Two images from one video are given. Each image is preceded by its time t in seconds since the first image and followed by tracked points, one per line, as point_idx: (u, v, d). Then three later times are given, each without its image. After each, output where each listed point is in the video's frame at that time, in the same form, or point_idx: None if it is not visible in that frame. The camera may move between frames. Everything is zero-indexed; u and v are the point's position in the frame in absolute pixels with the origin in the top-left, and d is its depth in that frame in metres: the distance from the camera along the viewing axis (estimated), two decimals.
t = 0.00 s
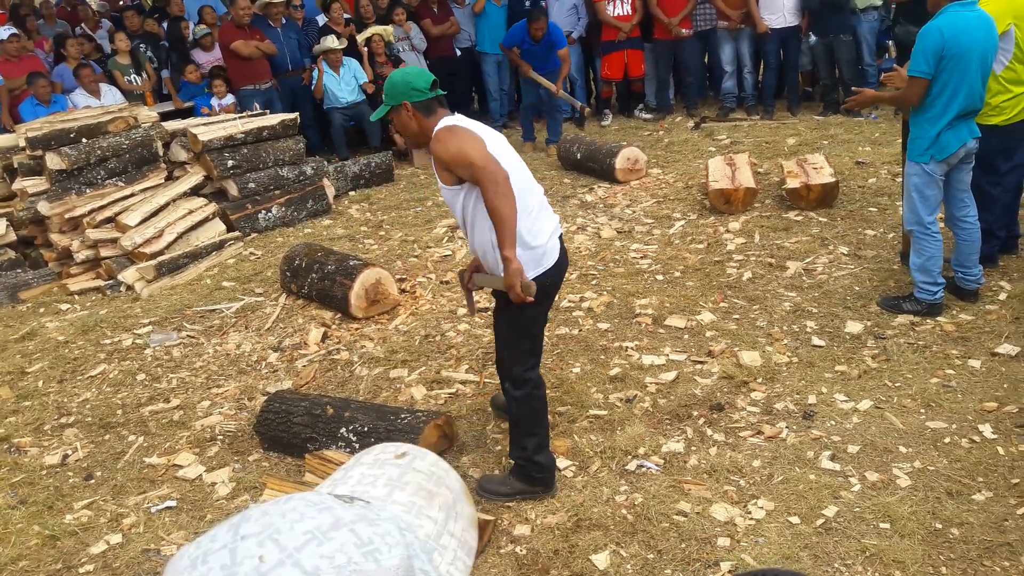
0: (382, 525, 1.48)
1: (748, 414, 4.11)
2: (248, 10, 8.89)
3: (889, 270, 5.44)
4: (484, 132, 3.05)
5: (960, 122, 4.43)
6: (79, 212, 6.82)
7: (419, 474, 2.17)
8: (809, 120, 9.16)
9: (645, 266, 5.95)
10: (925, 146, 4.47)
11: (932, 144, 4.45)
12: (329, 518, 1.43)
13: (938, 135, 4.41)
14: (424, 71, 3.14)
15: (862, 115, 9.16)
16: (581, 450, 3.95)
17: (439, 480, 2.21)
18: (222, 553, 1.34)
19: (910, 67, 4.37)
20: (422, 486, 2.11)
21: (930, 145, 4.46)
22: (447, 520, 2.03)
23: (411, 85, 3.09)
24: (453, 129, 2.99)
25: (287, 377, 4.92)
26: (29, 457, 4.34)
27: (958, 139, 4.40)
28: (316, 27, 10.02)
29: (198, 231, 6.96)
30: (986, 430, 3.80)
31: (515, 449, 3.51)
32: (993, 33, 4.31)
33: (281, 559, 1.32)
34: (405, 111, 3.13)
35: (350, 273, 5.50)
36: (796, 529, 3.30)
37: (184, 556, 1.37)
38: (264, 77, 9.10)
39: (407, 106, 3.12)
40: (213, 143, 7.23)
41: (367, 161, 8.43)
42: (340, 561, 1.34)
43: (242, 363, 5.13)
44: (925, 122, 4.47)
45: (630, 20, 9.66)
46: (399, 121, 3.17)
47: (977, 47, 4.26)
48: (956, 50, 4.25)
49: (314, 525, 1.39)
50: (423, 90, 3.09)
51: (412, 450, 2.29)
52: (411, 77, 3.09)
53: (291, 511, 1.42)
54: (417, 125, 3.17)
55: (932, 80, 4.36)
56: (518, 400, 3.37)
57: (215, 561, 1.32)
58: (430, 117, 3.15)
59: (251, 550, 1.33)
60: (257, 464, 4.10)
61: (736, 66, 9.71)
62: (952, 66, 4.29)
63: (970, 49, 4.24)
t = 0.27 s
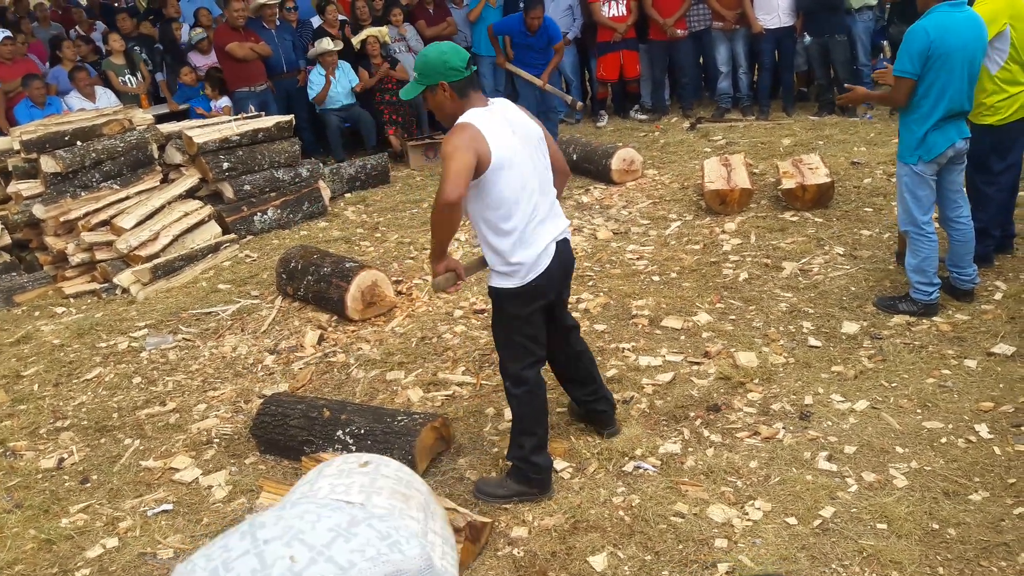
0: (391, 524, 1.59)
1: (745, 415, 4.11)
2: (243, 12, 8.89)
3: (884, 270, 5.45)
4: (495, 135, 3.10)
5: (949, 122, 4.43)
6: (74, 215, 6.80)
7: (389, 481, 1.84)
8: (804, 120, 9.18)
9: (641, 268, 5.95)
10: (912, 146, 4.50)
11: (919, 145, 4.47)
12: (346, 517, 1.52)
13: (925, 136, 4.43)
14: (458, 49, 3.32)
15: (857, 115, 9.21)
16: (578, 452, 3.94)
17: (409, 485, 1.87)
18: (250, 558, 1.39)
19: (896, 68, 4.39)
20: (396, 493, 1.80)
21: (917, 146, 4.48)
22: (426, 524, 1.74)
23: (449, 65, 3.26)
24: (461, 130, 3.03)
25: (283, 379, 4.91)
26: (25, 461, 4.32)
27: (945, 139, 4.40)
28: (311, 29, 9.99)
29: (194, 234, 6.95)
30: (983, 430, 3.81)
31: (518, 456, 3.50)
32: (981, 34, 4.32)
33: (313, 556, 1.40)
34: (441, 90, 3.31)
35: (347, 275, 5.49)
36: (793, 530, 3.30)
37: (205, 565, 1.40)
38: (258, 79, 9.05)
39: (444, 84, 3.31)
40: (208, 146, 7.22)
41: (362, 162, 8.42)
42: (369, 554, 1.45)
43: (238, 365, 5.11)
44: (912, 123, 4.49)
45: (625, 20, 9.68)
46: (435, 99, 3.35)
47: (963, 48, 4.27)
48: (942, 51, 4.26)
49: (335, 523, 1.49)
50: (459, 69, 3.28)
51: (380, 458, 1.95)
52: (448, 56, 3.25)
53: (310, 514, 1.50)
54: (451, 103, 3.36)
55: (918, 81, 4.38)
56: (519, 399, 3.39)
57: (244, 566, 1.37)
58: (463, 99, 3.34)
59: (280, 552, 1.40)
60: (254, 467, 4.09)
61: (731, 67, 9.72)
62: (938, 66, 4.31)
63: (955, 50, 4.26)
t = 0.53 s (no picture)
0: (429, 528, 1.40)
1: (748, 416, 4.11)
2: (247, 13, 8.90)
3: (887, 271, 5.45)
4: (507, 134, 3.18)
5: (950, 123, 4.43)
6: (78, 215, 6.82)
7: (418, 487, 1.62)
8: (807, 121, 9.18)
9: (644, 268, 5.96)
10: (914, 147, 4.50)
11: (920, 146, 4.47)
12: (384, 517, 1.34)
13: (926, 137, 4.43)
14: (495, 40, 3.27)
15: (859, 116, 9.19)
16: (582, 452, 3.94)
17: (440, 493, 1.64)
18: (285, 556, 1.21)
19: (898, 68, 4.38)
20: (427, 500, 1.58)
21: (919, 146, 4.48)
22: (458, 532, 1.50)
23: (486, 57, 3.21)
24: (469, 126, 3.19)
25: (286, 380, 4.92)
26: (29, 461, 4.33)
27: (946, 140, 4.40)
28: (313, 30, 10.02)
29: (197, 235, 6.96)
30: (986, 431, 3.81)
31: (511, 432, 3.59)
32: (983, 36, 4.33)
33: (351, 555, 1.23)
34: (480, 81, 3.25)
35: (350, 275, 5.49)
36: (797, 531, 3.30)
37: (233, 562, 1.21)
38: (261, 80, 9.07)
39: (485, 76, 3.25)
40: (211, 146, 7.23)
41: (365, 163, 8.43)
42: (408, 554, 1.27)
43: (241, 366, 5.12)
44: (914, 124, 4.49)
45: (627, 22, 9.68)
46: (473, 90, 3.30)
47: (965, 49, 4.28)
48: (943, 52, 4.26)
49: (372, 522, 1.30)
50: (496, 61, 3.23)
51: (410, 466, 1.73)
52: (486, 49, 3.20)
53: (345, 512, 1.32)
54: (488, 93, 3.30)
55: (919, 81, 4.37)
56: (505, 376, 3.51)
57: (279, 563, 1.19)
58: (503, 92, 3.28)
59: (317, 550, 1.22)
60: (257, 467, 4.10)
61: (734, 67, 9.72)
62: (939, 68, 4.31)
63: (957, 52, 4.26)
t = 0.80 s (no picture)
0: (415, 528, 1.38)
1: (745, 418, 4.11)
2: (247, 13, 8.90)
3: (885, 273, 5.45)
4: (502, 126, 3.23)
5: (953, 126, 4.44)
6: (76, 214, 6.81)
7: (409, 491, 1.62)
8: (805, 123, 9.19)
9: (642, 270, 5.96)
10: (918, 150, 4.50)
11: (925, 148, 4.46)
12: (370, 514, 1.32)
13: (931, 140, 4.43)
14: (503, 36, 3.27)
15: (858, 118, 9.19)
16: (579, 454, 3.94)
17: (430, 497, 1.65)
18: (266, 551, 1.20)
19: (901, 69, 4.38)
20: (415, 503, 1.59)
21: (923, 149, 4.47)
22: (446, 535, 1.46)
23: (491, 50, 3.21)
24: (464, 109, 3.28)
25: (283, 380, 4.91)
26: (25, 460, 4.32)
27: (950, 143, 4.41)
28: (313, 30, 9.98)
29: (195, 234, 6.95)
30: (983, 434, 3.81)
31: (508, 433, 3.58)
32: (983, 38, 4.34)
33: (330, 552, 1.21)
34: (482, 74, 3.25)
35: (347, 276, 5.49)
36: (793, 533, 3.30)
37: (217, 556, 1.21)
38: (261, 80, 9.07)
39: (486, 70, 3.25)
40: (210, 146, 7.22)
41: (363, 163, 8.42)
42: (386, 553, 1.24)
43: (238, 366, 5.12)
44: (917, 126, 4.49)
45: (626, 23, 9.68)
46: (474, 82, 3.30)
47: (967, 51, 4.28)
48: (947, 53, 4.27)
49: (356, 520, 1.28)
50: (499, 55, 3.21)
51: (403, 470, 1.73)
52: (491, 42, 3.20)
53: (330, 510, 1.31)
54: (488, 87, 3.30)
55: (922, 83, 4.37)
56: (502, 377, 3.51)
57: (255, 558, 1.19)
58: (500, 87, 3.27)
59: (298, 545, 1.21)
60: (254, 467, 4.09)
61: (733, 69, 9.72)
62: (942, 69, 4.31)
63: (960, 53, 4.27)
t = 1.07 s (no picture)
0: (363, 508, 1.34)
1: (746, 420, 4.11)
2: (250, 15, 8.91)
3: (886, 276, 5.46)
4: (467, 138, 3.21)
5: (957, 128, 4.45)
6: (78, 215, 6.82)
7: (368, 474, 1.49)
8: (806, 126, 9.20)
9: (643, 272, 5.96)
10: (923, 153, 4.49)
11: (930, 152, 4.46)
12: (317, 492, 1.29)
13: (936, 143, 4.43)
14: (458, 53, 3.16)
15: (859, 121, 9.19)
16: (580, 455, 3.94)
17: (391, 480, 1.50)
18: (209, 525, 1.16)
19: (903, 73, 4.37)
20: (375, 486, 1.46)
21: (928, 152, 4.47)
22: (402, 518, 1.41)
23: (446, 71, 3.12)
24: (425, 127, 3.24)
25: (285, 381, 4.92)
26: (27, 461, 4.33)
27: (955, 145, 4.42)
28: (314, 32, 9.99)
29: (197, 235, 6.96)
30: (984, 436, 3.81)
31: (509, 434, 3.59)
32: (985, 40, 4.35)
33: (272, 527, 1.17)
34: (440, 94, 3.18)
35: (349, 277, 5.50)
36: (794, 535, 3.30)
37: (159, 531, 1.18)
38: (264, 81, 9.09)
39: (446, 91, 3.17)
40: (211, 147, 7.24)
41: (365, 165, 8.43)
42: (329, 530, 1.20)
43: (240, 367, 5.12)
44: (922, 130, 4.49)
45: (628, 25, 9.68)
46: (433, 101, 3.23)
47: (969, 53, 4.29)
48: (948, 56, 4.28)
49: (301, 498, 1.24)
50: (457, 77, 3.13)
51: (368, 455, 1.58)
52: (447, 64, 3.10)
53: (276, 488, 1.27)
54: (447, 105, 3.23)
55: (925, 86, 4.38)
56: (504, 378, 3.51)
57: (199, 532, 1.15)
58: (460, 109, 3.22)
59: (241, 520, 1.17)
60: (255, 468, 4.10)
61: (734, 72, 9.73)
62: (944, 72, 4.32)
63: (962, 55, 4.28)
